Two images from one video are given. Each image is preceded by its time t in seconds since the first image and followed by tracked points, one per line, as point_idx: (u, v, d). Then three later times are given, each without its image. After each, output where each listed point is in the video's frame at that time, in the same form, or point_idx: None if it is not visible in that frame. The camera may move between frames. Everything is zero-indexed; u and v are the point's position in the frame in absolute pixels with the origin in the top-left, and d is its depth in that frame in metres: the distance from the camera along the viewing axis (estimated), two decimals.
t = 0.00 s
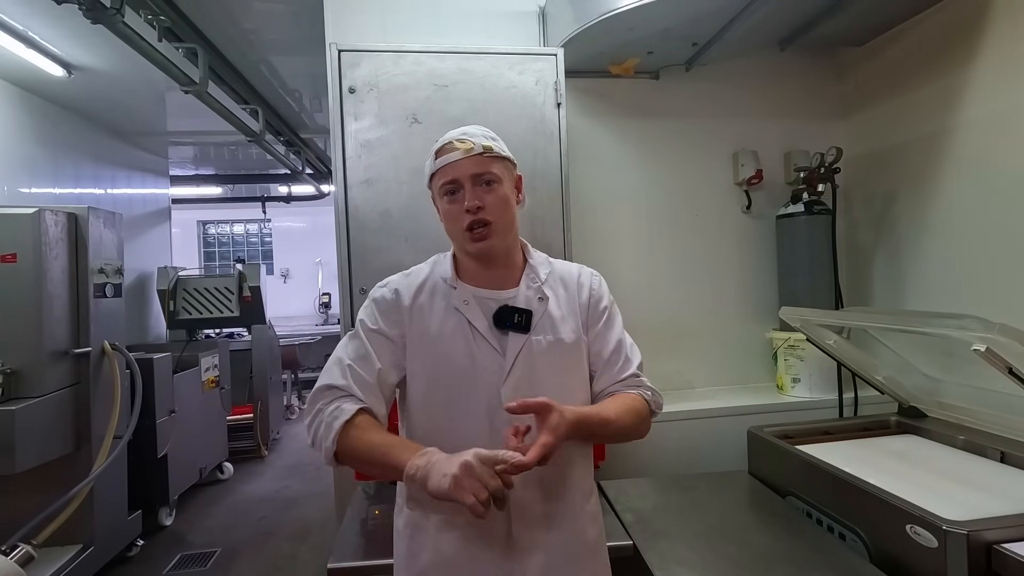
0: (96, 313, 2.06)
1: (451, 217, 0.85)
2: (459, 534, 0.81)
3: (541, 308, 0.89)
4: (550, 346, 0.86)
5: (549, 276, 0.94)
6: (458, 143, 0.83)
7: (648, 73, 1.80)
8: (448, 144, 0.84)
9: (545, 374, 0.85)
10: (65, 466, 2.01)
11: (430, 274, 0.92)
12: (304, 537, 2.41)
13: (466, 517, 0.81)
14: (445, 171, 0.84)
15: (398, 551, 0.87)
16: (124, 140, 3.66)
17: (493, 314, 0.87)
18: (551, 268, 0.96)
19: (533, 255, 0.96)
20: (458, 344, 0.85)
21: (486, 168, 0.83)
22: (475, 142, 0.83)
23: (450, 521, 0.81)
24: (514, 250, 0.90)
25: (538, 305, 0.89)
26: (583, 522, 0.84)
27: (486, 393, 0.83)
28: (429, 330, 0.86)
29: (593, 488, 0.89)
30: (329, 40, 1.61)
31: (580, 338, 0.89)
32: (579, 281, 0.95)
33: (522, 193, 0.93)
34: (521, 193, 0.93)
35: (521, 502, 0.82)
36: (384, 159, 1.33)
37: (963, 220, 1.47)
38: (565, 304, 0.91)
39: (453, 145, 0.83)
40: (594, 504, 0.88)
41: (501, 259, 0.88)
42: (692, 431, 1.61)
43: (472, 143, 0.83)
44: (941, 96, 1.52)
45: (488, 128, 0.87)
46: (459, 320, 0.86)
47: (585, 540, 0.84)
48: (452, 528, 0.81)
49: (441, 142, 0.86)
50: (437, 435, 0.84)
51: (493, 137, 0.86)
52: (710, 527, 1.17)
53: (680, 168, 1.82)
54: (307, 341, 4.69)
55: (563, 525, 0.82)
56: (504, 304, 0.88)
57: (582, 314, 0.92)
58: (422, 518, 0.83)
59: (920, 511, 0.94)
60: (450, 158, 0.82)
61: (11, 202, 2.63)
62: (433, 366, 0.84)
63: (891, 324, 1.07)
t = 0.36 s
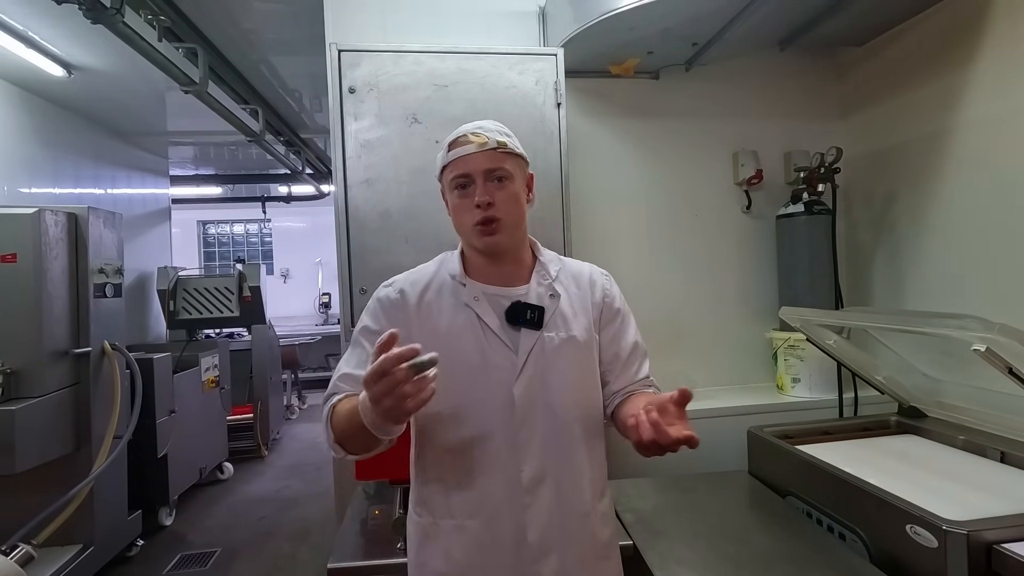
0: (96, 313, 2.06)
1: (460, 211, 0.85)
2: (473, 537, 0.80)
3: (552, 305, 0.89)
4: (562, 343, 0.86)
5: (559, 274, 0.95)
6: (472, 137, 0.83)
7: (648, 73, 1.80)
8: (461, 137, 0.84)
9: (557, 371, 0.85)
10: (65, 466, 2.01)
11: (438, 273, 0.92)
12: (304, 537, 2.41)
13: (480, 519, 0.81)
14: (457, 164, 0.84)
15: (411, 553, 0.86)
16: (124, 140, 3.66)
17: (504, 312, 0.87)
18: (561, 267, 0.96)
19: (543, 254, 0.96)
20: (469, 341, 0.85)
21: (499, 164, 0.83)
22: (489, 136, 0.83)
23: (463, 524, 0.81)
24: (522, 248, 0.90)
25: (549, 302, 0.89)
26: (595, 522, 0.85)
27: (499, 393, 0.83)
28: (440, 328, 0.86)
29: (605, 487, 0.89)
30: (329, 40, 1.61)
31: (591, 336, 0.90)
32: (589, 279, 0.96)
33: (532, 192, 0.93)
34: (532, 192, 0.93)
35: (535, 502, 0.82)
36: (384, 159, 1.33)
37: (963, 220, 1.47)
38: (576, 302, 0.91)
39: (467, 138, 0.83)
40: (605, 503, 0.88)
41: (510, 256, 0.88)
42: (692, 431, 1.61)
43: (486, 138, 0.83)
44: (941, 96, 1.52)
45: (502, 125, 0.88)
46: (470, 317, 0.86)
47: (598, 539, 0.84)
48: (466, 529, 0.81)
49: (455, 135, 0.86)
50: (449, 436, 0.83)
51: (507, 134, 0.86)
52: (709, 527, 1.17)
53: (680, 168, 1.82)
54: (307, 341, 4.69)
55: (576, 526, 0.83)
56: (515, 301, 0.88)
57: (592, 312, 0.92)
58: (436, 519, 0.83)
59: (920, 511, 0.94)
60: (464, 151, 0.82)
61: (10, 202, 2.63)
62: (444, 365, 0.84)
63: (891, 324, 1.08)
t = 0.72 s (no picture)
0: (96, 313, 2.06)
1: (453, 215, 0.84)
2: (473, 537, 0.81)
3: (545, 305, 0.89)
4: (556, 343, 0.86)
5: (551, 274, 0.94)
6: (464, 140, 0.83)
7: (648, 73, 1.80)
8: (453, 141, 0.84)
9: (552, 371, 0.85)
10: (65, 466, 2.01)
11: (431, 275, 0.91)
12: (304, 537, 2.41)
13: (478, 520, 0.81)
14: (449, 168, 0.83)
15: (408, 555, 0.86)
16: (124, 140, 3.66)
17: (499, 313, 0.87)
18: (553, 267, 0.96)
19: (535, 254, 0.96)
20: (463, 342, 0.84)
21: (492, 167, 0.83)
22: (482, 140, 0.83)
23: (462, 525, 0.81)
24: (516, 251, 0.90)
25: (542, 303, 0.89)
26: (592, 518, 0.85)
27: (494, 394, 0.83)
28: (435, 329, 0.85)
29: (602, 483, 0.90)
30: (329, 40, 1.61)
31: (584, 335, 0.90)
32: (581, 278, 0.96)
33: (524, 194, 0.93)
34: (524, 194, 0.93)
35: (532, 503, 0.82)
36: (384, 159, 1.33)
37: (963, 221, 1.47)
38: (569, 301, 0.91)
39: (459, 141, 0.83)
40: (602, 498, 0.90)
41: (504, 260, 0.88)
42: (692, 431, 1.61)
43: (479, 141, 0.83)
44: (941, 96, 1.52)
45: (494, 128, 0.88)
46: (464, 318, 0.86)
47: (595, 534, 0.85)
48: (464, 529, 0.81)
49: (445, 138, 0.85)
50: (444, 435, 0.83)
51: (499, 136, 0.86)
52: (709, 526, 1.17)
53: (680, 168, 1.82)
54: (307, 341, 4.69)
55: (575, 522, 0.84)
56: (508, 303, 0.88)
57: (585, 311, 0.92)
58: (433, 520, 0.83)
59: (920, 511, 0.94)
60: (457, 156, 0.82)
61: (10, 202, 2.63)
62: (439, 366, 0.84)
63: (892, 324, 1.07)
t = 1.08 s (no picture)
0: (96, 313, 2.06)
1: (441, 213, 0.84)
2: (453, 535, 0.81)
3: (528, 306, 0.89)
4: (538, 344, 0.86)
5: (534, 276, 0.94)
6: (454, 140, 0.83)
7: (648, 73, 1.80)
8: (442, 141, 0.84)
9: (535, 372, 0.85)
10: (65, 466, 2.01)
11: (416, 276, 0.91)
12: (304, 537, 2.41)
13: (459, 518, 0.81)
14: (438, 167, 0.84)
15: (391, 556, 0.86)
16: (124, 140, 3.66)
17: (482, 314, 0.87)
18: (536, 268, 0.96)
19: (519, 255, 0.96)
20: (446, 344, 0.85)
21: (481, 167, 0.83)
22: (471, 140, 0.84)
23: (443, 524, 0.81)
24: (501, 252, 0.91)
25: (524, 304, 0.89)
26: (574, 518, 0.85)
27: (476, 393, 0.84)
28: (420, 331, 0.86)
29: (585, 484, 0.90)
30: (329, 39, 1.61)
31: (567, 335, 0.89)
32: (563, 278, 0.96)
33: (508, 195, 0.94)
34: (508, 196, 0.94)
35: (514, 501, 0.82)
36: (384, 159, 1.33)
37: (963, 221, 1.47)
38: (552, 302, 0.91)
39: (449, 141, 0.83)
40: (586, 498, 0.89)
41: (490, 260, 0.89)
42: (693, 431, 1.61)
43: (469, 141, 0.83)
44: (941, 96, 1.52)
45: (481, 129, 0.88)
46: (448, 320, 0.86)
47: (578, 535, 0.85)
48: (446, 529, 0.81)
49: (434, 137, 0.85)
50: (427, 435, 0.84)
51: (486, 137, 0.87)
52: (710, 527, 1.17)
53: (678, 168, 1.82)
54: (307, 341, 4.68)
55: (557, 523, 0.83)
56: (492, 304, 0.88)
57: (567, 311, 0.92)
58: (415, 520, 0.83)
59: (920, 511, 0.93)
60: (446, 154, 0.82)
61: (10, 202, 2.63)
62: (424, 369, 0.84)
63: (891, 324, 1.07)
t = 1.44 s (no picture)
0: (96, 313, 2.06)
1: (434, 211, 0.84)
2: (453, 534, 0.81)
3: (523, 305, 0.89)
4: (534, 340, 0.86)
5: (530, 274, 0.94)
6: (447, 139, 0.84)
7: (648, 73, 1.80)
8: (437, 140, 0.85)
9: (531, 370, 0.85)
10: (65, 466, 2.01)
11: (412, 278, 0.91)
12: (304, 537, 2.41)
13: (459, 517, 0.81)
14: (431, 165, 0.84)
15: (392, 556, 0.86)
16: (124, 140, 3.66)
17: (477, 312, 0.87)
18: (532, 267, 0.96)
19: (514, 254, 0.96)
20: (442, 341, 0.85)
21: (473, 165, 0.83)
22: (464, 139, 0.84)
23: (443, 523, 0.81)
24: (495, 251, 0.90)
25: (520, 302, 0.89)
26: (573, 514, 0.85)
27: (473, 391, 0.84)
28: (415, 330, 0.86)
29: (584, 481, 0.90)
30: (329, 40, 1.61)
31: (563, 332, 0.89)
32: (559, 277, 0.96)
33: (504, 196, 0.94)
34: (504, 196, 0.94)
35: (513, 498, 0.82)
36: (384, 159, 1.33)
37: (963, 221, 1.47)
38: (548, 300, 0.91)
39: (442, 140, 0.84)
40: (586, 495, 0.89)
41: (483, 258, 0.88)
42: (693, 431, 1.61)
43: (462, 140, 0.84)
44: (941, 96, 1.52)
45: (476, 130, 0.89)
46: (444, 318, 0.87)
47: (578, 532, 0.84)
48: (446, 526, 0.81)
49: (429, 138, 0.86)
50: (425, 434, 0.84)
51: (480, 137, 0.87)
52: (710, 527, 1.17)
53: (678, 168, 1.82)
54: (307, 341, 4.69)
55: (556, 520, 0.83)
56: (487, 302, 0.88)
57: (564, 309, 0.92)
58: (416, 518, 0.83)
59: (920, 511, 0.93)
60: (440, 152, 0.83)
61: (10, 203, 2.63)
62: (420, 368, 0.85)
63: (891, 324, 1.07)
